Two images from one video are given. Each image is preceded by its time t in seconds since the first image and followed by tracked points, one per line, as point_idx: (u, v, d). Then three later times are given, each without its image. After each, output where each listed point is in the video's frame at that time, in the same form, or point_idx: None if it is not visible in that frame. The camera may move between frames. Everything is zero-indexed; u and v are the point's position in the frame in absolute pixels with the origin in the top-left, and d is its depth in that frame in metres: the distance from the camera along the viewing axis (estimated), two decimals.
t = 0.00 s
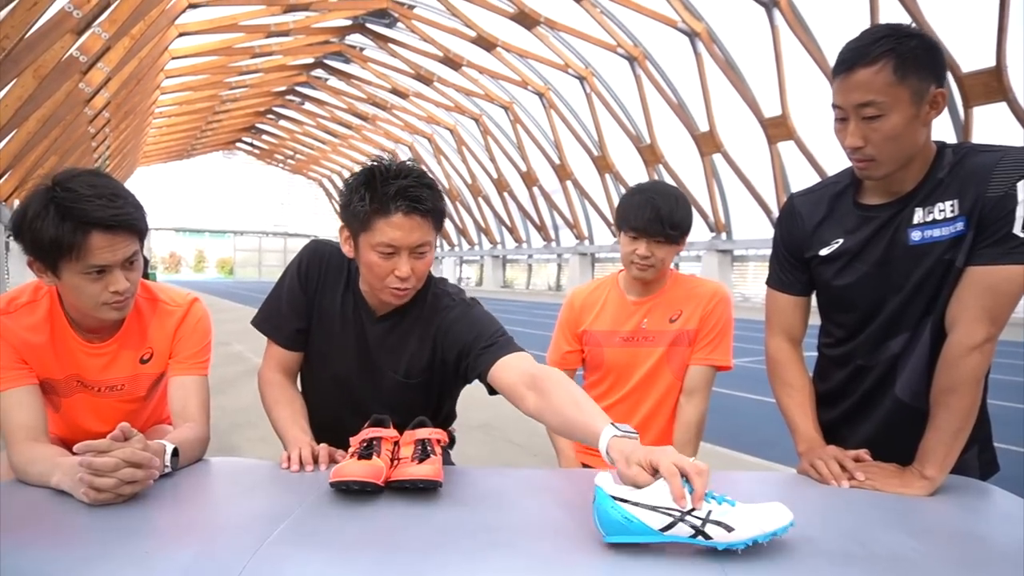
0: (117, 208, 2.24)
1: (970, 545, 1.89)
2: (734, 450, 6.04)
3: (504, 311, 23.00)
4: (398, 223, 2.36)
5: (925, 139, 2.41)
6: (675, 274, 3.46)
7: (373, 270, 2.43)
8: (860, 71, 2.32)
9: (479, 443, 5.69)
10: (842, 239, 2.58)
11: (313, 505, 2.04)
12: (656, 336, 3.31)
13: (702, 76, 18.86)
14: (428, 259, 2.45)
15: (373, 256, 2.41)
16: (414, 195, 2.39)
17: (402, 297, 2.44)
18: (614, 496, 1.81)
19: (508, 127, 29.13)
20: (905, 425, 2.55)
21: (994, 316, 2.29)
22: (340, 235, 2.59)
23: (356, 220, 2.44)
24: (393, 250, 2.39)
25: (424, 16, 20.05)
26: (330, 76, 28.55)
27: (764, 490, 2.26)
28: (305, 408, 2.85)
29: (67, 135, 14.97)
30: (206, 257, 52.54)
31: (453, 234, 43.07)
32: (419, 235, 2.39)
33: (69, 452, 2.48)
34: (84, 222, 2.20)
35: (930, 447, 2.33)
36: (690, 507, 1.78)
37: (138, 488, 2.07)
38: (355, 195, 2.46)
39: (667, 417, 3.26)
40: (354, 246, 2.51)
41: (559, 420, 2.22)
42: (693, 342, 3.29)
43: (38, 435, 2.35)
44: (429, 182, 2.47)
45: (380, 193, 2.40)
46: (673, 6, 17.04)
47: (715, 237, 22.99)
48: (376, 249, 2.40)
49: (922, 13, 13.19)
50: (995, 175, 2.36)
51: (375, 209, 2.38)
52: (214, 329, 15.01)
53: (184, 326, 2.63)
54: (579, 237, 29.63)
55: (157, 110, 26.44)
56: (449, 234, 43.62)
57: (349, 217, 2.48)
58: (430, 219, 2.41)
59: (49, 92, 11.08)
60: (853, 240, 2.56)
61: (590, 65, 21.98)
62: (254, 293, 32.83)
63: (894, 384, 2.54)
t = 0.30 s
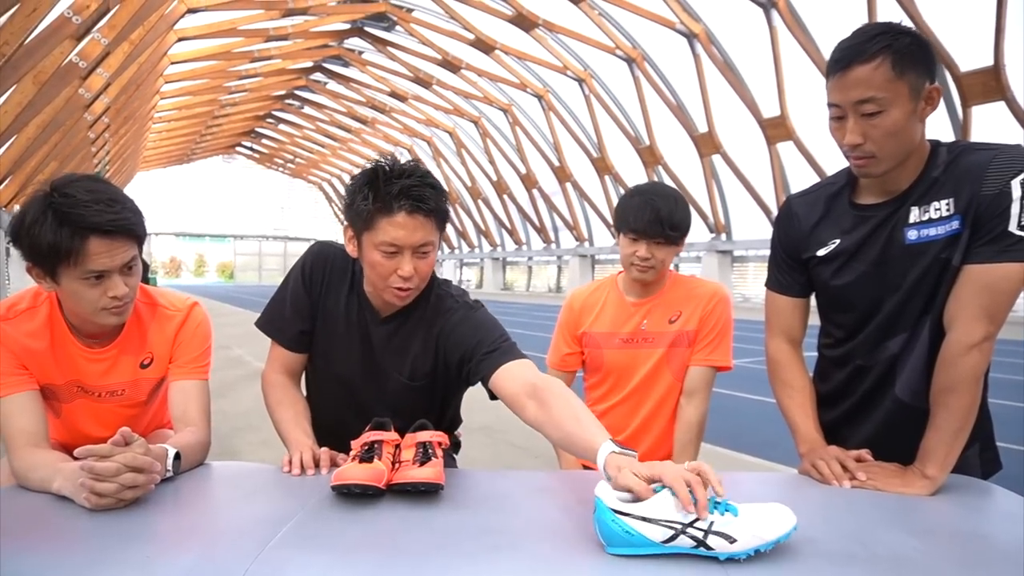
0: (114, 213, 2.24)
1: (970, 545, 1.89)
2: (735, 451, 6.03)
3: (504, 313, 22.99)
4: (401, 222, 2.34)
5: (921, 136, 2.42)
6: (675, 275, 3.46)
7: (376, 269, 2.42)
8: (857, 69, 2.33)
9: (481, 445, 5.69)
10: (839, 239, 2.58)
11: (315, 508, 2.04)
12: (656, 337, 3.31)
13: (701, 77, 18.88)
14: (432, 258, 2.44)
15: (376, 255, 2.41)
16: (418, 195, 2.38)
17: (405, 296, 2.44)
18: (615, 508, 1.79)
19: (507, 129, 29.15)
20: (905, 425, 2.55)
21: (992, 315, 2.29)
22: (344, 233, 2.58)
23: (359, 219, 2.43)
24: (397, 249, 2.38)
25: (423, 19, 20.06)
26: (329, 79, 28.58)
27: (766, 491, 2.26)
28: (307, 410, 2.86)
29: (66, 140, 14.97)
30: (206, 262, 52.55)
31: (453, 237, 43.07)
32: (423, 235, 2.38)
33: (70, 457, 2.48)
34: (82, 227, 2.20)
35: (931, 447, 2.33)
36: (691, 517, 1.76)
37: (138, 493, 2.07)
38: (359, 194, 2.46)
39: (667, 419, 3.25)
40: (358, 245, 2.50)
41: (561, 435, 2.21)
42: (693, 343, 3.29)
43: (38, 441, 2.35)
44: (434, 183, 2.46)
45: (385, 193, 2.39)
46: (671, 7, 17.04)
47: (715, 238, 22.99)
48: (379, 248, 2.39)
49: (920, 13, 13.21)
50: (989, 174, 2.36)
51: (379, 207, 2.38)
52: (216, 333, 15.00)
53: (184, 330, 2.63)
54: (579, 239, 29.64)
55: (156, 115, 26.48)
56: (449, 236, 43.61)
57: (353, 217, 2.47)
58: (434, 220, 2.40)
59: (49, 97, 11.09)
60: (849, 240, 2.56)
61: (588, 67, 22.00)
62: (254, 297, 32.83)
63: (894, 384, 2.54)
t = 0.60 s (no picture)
0: (114, 213, 2.24)
1: (970, 545, 1.89)
2: (735, 452, 6.03)
3: (504, 314, 22.99)
4: (400, 226, 2.34)
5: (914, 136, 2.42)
6: (675, 275, 3.46)
7: (374, 272, 2.42)
8: (849, 71, 2.33)
9: (481, 445, 5.69)
10: (836, 240, 2.58)
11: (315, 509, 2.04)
12: (656, 337, 3.31)
13: (701, 78, 18.88)
14: (430, 261, 2.44)
15: (374, 258, 2.41)
16: (416, 199, 2.38)
17: (403, 299, 2.44)
18: (615, 510, 1.79)
19: (507, 130, 29.16)
20: (903, 425, 2.55)
21: (989, 314, 2.29)
22: (343, 234, 2.58)
23: (358, 223, 2.43)
24: (395, 253, 2.37)
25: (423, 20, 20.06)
26: (329, 80, 28.60)
27: (766, 492, 2.26)
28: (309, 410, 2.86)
29: (67, 141, 14.97)
30: (206, 262, 52.50)
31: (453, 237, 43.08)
32: (421, 239, 2.38)
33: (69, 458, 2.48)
34: (82, 227, 2.21)
35: (929, 448, 2.33)
36: (691, 519, 1.75)
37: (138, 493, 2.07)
38: (358, 197, 2.45)
39: (667, 420, 3.25)
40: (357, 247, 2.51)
41: (567, 436, 2.22)
42: (693, 343, 3.29)
43: (39, 441, 2.35)
44: (434, 187, 2.45)
45: (383, 197, 2.39)
46: (672, 8, 17.05)
47: (715, 238, 23.01)
48: (377, 252, 2.39)
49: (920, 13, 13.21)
50: (984, 173, 2.35)
51: (377, 211, 2.38)
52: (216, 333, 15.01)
53: (184, 331, 2.63)
54: (579, 239, 29.67)
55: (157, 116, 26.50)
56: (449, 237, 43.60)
57: (352, 219, 2.47)
58: (433, 223, 2.40)
59: (49, 98, 11.10)
60: (845, 241, 2.57)
61: (589, 67, 21.99)
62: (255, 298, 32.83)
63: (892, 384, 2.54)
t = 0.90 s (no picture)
0: (112, 209, 2.24)
1: (970, 540, 1.90)
2: (735, 448, 6.03)
3: (505, 311, 22.98)
4: (393, 242, 2.33)
5: (910, 133, 2.42)
6: (674, 271, 3.46)
7: (369, 285, 2.41)
8: (843, 71, 2.33)
9: (481, 443, 5.70)
10: (833, 236, 2.58)
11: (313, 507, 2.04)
12: (657, 334, 3.31)
13: (701, 75, 18.86)
14: (426, 275, 2.42)
15: (369, 271, 2.40)
16: (410, 214, 2.35)
17: (398, 311, 2.43)
18: (616, 506, 1.79)
19: (507, 128, 29.14)
20: (902, 420, 2.55)
21: (987, 310, 2.29)
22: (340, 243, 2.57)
23: (354, 235, 2.42)
24: (389, 267, 2.36)
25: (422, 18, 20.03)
26: (328, 78, 28.56)
27: (765, 489, 2.26)
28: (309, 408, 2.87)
29: (66, 141, 14.94)
30: (206, 260, 52.49)
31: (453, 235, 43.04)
32: (416, 253, 2.36)
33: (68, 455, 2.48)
34: (80, 223, 2.21)
35: (929, 443, 2.33)
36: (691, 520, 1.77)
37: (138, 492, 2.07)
38: (353, 212, 2.43)
39: (667, 417, 3.25)
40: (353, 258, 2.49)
41: (565, 458, 2.21)
42: (693, 340, 3.30)
43: (39, 440, 2.35)
44: (428, 200, 2.43)
45: (377, 213, 2.36)
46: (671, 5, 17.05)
47: (715, 235, 23.04)
48: (371, 265, 2.38)
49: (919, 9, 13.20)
50: (981, 169, 2.35)
51: (371, 226, 2.36)
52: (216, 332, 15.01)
53: (184, 329, 2.63)
54: (579, 237, 29.68)
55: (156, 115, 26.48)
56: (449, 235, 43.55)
57: (348, 230, 2.46)
58: (428, 237, 2.37)
59: (47, 97, 11.08)
60: (843, 237, 2.56)
61: (588, 65, 21.98)
62: (255, 296, 32.83)
63: (891, 380, 2.54)
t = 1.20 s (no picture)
0: (113, 210, 2.24)
1: (971, 540, 1.90)
2: (736, 448, 6.03)
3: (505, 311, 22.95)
4: (382, 202, 2.37)
5: (909, 134, 2.42)
6: (675, 271, 3.46)
7: (362, 246, 2.46)
8: (843, 69, 2.33)
9: (480, 442, 5.70)
10: (833, 236, 2.58)
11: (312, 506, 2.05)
12: (657, 334, 3.31)
13: (701, 75, 18.87)
14: (415, 236, 2.46)
15: (361, 233, 2.44)
16: (399, 175, 2.39)
17: (390, 272, 2.47)
18: (615, 506, 1.78)
19: (507, 127, 29.15)
20: (902, 420, 2.55)
21: (986, 310, 2.29)
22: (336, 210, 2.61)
23: (346, 197, 2.46)
24: (379, 228, 2.41)
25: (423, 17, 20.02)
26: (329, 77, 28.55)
27: (764, 489, 2.26)
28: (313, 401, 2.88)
29: (65, 139, 14.93)
30: (206, 260, 52.45)
31: (453, 235, 42.99)
32: (405, 213, 2.40)
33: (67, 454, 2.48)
34: (81, 224, 2.20)
35: (929, 442, 2.33)
36: (691, 516, 1.76)
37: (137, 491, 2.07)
38: (346, 175, 2.48)
39: (668, 417, 3.24)
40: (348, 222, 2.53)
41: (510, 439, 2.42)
42: (694, 340, 3.30)
43: (39, 438, 2.35)
44: (419, 164, 2.48)
45: (367, 173, 2.40)
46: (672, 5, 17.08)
47: (715, 235, 23.03)
48: (362, 226, 2.42)
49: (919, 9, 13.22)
50: (980, 168, 2.35)
51: (362, 187, 2.39)
52: (216, 331, 15.00)
53: (184, 328, 2.63)
54: (579, 236, 29.68)
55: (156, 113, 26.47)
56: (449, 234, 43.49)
57: (341, 194, 2.50)
58: (417, 198, 2.42)
59: (48, 96, 11.08)
60: (843, 237, 2.56)
61: (588, 64, 22.00)
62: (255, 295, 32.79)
63: (890, 380, 2.54)
